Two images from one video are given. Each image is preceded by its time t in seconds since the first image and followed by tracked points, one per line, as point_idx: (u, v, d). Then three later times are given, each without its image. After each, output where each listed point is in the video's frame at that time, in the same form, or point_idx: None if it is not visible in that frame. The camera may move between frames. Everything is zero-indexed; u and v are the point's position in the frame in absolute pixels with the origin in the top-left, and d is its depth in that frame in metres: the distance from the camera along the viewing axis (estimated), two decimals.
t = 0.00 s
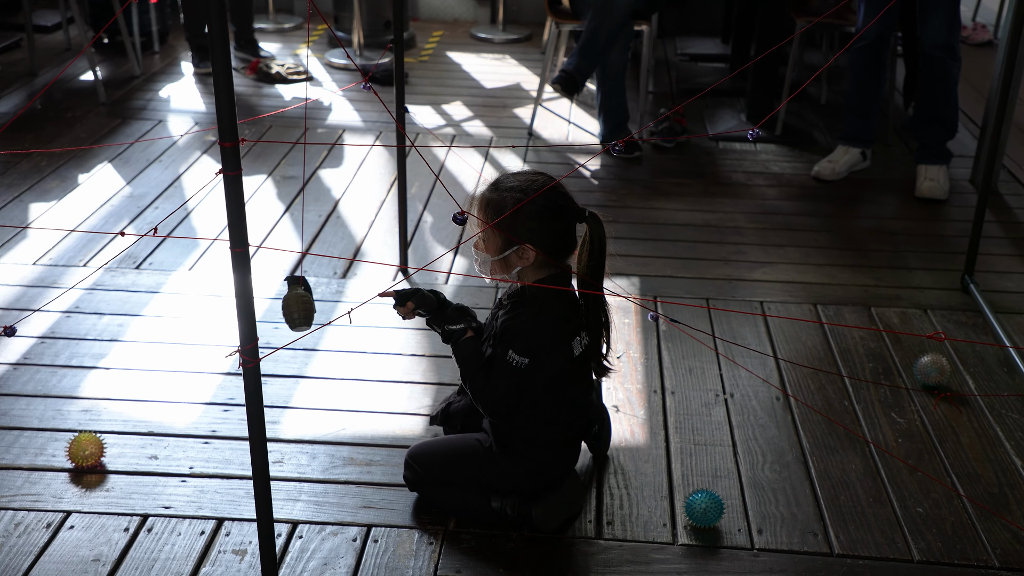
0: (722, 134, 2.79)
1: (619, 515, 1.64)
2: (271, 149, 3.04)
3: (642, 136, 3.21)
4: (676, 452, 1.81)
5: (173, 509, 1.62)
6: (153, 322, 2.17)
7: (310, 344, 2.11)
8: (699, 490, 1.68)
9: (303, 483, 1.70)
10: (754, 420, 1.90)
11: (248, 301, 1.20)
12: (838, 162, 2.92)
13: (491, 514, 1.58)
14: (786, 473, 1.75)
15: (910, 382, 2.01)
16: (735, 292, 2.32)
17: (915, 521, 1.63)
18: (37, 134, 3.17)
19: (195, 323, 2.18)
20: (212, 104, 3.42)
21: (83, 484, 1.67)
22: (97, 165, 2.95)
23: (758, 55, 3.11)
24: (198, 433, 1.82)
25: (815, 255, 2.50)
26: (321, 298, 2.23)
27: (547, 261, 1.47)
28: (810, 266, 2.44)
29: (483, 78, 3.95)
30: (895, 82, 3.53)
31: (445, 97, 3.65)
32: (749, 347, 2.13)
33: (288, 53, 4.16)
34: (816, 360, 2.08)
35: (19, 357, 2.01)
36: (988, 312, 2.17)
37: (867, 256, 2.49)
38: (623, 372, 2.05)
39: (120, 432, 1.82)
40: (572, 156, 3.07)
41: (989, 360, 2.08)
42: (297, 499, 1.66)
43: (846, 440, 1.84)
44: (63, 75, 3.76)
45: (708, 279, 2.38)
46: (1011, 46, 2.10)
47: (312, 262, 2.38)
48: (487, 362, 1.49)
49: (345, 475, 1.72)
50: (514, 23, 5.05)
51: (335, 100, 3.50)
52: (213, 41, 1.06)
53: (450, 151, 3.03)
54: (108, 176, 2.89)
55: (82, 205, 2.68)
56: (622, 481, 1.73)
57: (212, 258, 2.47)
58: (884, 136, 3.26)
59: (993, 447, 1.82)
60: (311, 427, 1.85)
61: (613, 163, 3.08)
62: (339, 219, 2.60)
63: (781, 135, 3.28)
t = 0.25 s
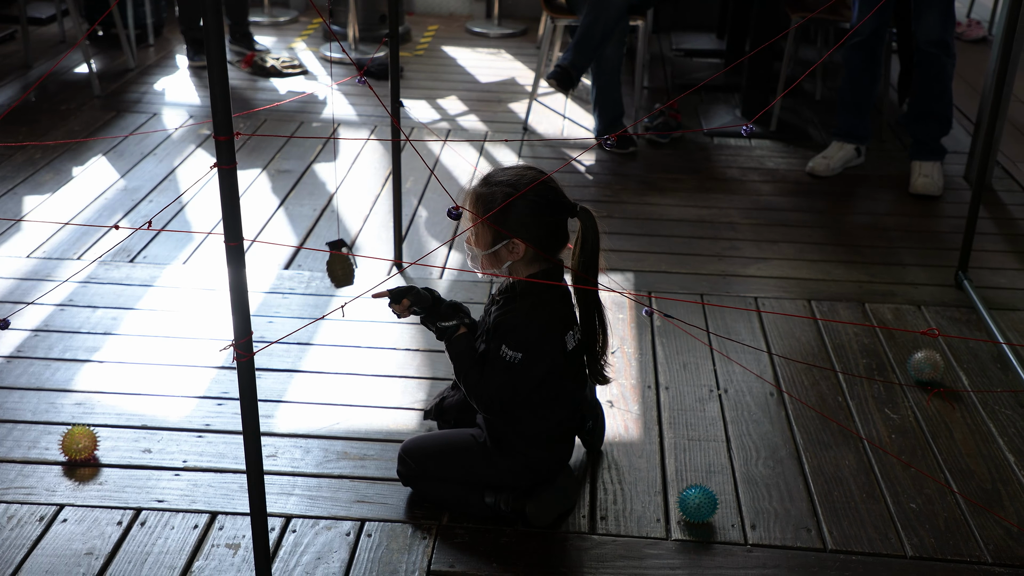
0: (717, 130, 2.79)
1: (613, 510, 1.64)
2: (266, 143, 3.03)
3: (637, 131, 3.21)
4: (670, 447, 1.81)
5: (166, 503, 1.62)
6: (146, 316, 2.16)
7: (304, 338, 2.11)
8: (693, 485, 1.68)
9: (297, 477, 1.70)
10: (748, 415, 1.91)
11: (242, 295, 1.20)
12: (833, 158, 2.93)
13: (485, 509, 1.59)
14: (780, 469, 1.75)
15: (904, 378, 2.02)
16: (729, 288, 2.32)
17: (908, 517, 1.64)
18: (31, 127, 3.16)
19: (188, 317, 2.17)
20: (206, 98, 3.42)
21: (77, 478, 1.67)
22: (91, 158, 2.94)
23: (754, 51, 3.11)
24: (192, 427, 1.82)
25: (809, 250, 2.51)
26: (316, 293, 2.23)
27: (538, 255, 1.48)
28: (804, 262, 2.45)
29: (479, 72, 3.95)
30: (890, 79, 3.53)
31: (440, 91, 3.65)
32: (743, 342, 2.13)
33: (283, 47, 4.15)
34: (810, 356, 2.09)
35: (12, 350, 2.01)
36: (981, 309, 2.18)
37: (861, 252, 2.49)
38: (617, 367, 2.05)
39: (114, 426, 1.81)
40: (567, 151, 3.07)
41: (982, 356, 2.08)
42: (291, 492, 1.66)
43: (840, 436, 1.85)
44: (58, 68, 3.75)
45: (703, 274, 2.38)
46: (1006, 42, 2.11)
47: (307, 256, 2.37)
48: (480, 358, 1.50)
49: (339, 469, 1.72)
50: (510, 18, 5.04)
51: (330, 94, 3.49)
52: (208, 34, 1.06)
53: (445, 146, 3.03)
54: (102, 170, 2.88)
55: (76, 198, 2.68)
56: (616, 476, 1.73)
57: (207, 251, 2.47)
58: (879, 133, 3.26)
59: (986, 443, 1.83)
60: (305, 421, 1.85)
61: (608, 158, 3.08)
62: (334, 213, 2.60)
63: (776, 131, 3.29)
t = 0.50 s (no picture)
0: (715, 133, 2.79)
1: (609, 514, 1.64)
2: (263, 145, 3.03)
3: (634, 135, 3.21)
4: (666, 451, 1.81)
5: (162, 505, 1.62)
6: (143, 317, 2.16)
7: (301, 340, 2.11)
8: (689, 489, 1.68)
9: (293, 480, 1.70)
10: (744, 419, 1.91)
11: (239, 297, 1.20)
12: (829, 162, 2.93)
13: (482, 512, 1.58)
14: (776, 473, 1.76)
15: (900, 382, 2.02)
16: (726, 291, 2.33)
17: (905, 521, 1.64)
18: (28, 128, 3.16)
19: (185, 319, 2.17)
20: (203, 99, 3.42)
21: (73, 480, 1.67)
22: (89, 159, 2.94)
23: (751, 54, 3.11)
24: (188, 429, 1.82)
25: (805, 254, 2.51)
26: (312, 295, 2.23)
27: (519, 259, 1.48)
28: (801, 266, 2.45)
29: (476, 75, 3.95)
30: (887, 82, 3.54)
31: (437, 94, 3.65)
32: (739, 346, 2.13)
33: (281, 49, 4.15)
34: (806, 360, 2.09)
35: (9, 352, 2.00)
36: (977, 313, 2.18)
37: (857, 256, 2.50)
38: (614, 370, 2.05)
39: (110, 428, 1.81)
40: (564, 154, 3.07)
41: (978, 360, 2.09)
42: (287, 495, 1.66)
43: (836, 440, 1.85)
44: (55, 69, 3.75)
45: (699, 277, 2.38)
46: (1003, 47, 2.11)
47: (303, 259, 2.38)
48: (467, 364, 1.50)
49: (335, 472, 1.72)
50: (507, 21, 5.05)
51: (327, 96, 3.49)
52: (206, 36, 1.06)
53: (442, 148, 3.04)
54: (99, 171, 2.88)
55: (73, 199, 2.68)
56: (612, 480, 1.73)
57: (203, 253, 2.47)
58: (876, 136, 3.26)
59: (982, 447, 1.83)
60: (301, 424, 1.85)
61: (605, 161, 3.08)
62: (331, 215, 2.60)
63: (772, 134, 3.29)
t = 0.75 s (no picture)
0: (712, 132, 2.79)
1: (605, 513, 1.64)
2: (260, 143, 3.03)
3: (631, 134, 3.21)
4: (663, 450, 1.81)
5: (158, 503, 1.62)
6: (140, 316, 2.16)
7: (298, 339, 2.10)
8: (685, 489, 1.68)
9: (289, 479, 1.69)
10: (741, 419, 1.91)
11: (236, 296, 1.20)
12: (827, 162, 2.93)
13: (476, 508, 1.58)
14: (773, 473, 1.76)
15: (897, 382, 2.02)
16: (723, 290, 2.33)
17: (901, 521, 1.64)
18: (25, 126, 3.15)
19: (181, 317, 2.17)
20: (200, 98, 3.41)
21: (69, 478, 1.67)
22: (86, 157, 2.94)
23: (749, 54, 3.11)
24: (184, 428, 1.82)
25: (802, 254, 2.51)
26: (309, 294, 2.23)
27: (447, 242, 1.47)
28: (798, 265, 2.45)
29: (473, 74, 3.95)
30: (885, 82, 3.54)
31: (435, 92, 3.65)
32: (736, 345, 2.13)
33: (278, 47, 4.15)
34: (803, 359, 2.09)
35: (5, 350, 2.00)
36: (974, 313, 2.18)
37: (854, 256, 2.50)
38: (611, 369, 2.05)
39: (106, 426, 1.81)
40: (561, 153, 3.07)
41: (975, 360, 2.09)
42: (284, 494, 1.66)
43: (834, 440, 1.85)
44: (52, 67, 3.74)
45: (696, 277, 2.39)
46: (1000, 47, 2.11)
47: (300, 258, 2.37)
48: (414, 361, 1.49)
49: (332, 471, 1.72)
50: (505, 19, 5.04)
51: (325, 95, 3.49)
52: (204, 33, 1.06)
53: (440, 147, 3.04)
54: (96, 169, 2.87)
55: (70, 198, 2.67)
56: (609, 479, 1.73)
57: (200, 252, 2.46)
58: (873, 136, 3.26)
59: (979, 447, 1.83)
60: (298, 422, 1.85)
61: (602, 161, 3.08)
62: (328, 214, 2.60)
63: (770, 134, 3.29)
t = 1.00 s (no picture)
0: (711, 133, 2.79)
1: (605, 514, 1.64)
2: (259, 144, 3.03)
3: (631, 135, 3.21)
4: (663, 451, 1.81)
5: (157, 504, 1.61)
6: (139, 316, 2.16)
7: (297, 339, 2.10)
8: (685, 490, 1.68)
9: (289, 479, 1.69)
10: (740, 420, 1.91)
11: (235, 296, 1.20)
12: (826, 162, 2.93)
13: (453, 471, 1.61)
14: (773, 474, 1.75)
15: (897, 383, 2.02)
16: (722, 291, 2.33)
17: (900, 522, 1.64)
18: (25, 126, 3.15)
19: (181, 318, 2.17)
20: (200, 98, 3.41)
21: (68, 478, 1.67)
22: (85, 158, 2.94)
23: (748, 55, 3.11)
24: (183, 429, 1.82)
25: (802, 255, 2.51)
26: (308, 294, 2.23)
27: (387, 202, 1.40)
28: (797, 266, 2.45)
29: (472, 74, 3.95)
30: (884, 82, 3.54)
31: (434, 93, 3.65)
32: (736, 346, 2.13)
33: (278, 47, 4.15)
34: (803, 360, 2.09)
35: (4, 350, 2.00)
36: (974, 314, 2.18)
37: (853, 257, 2.50)
38: (610, 370, 2.05)
39: (105, 427, 1.81)
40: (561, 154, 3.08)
41: (974, 361, 2.09)
42: (284, 494, 1.66)
43: (833, 442, 1.85)
44: (52, 67, 3.74)
45: (696, 277, 2.38)
46: (999, 49, 2.11)
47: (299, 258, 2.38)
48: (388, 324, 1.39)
49: (331, 472, 1.72)
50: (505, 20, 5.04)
51: (324, 96, 3.49)
52: (202, 34, 1.06)
53: (440, 147, 3.04)
54: (95, 169, 2.87)
55: (69, 198, 2.67)
56: (608, 480, 1.73)
57: (199, 252, 2.46)
58: (873, 137, 3.26)
59: (978, 449, 1.83)
60: (297, 423, 1.85)
61: (601, 161, 3.08)
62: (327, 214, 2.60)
63: (769, 135, 3.29)
